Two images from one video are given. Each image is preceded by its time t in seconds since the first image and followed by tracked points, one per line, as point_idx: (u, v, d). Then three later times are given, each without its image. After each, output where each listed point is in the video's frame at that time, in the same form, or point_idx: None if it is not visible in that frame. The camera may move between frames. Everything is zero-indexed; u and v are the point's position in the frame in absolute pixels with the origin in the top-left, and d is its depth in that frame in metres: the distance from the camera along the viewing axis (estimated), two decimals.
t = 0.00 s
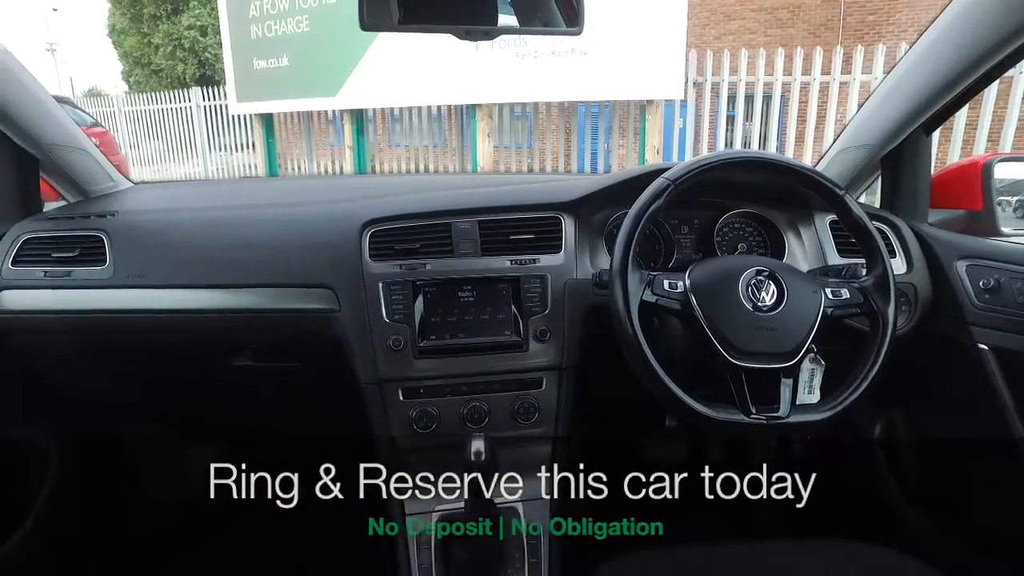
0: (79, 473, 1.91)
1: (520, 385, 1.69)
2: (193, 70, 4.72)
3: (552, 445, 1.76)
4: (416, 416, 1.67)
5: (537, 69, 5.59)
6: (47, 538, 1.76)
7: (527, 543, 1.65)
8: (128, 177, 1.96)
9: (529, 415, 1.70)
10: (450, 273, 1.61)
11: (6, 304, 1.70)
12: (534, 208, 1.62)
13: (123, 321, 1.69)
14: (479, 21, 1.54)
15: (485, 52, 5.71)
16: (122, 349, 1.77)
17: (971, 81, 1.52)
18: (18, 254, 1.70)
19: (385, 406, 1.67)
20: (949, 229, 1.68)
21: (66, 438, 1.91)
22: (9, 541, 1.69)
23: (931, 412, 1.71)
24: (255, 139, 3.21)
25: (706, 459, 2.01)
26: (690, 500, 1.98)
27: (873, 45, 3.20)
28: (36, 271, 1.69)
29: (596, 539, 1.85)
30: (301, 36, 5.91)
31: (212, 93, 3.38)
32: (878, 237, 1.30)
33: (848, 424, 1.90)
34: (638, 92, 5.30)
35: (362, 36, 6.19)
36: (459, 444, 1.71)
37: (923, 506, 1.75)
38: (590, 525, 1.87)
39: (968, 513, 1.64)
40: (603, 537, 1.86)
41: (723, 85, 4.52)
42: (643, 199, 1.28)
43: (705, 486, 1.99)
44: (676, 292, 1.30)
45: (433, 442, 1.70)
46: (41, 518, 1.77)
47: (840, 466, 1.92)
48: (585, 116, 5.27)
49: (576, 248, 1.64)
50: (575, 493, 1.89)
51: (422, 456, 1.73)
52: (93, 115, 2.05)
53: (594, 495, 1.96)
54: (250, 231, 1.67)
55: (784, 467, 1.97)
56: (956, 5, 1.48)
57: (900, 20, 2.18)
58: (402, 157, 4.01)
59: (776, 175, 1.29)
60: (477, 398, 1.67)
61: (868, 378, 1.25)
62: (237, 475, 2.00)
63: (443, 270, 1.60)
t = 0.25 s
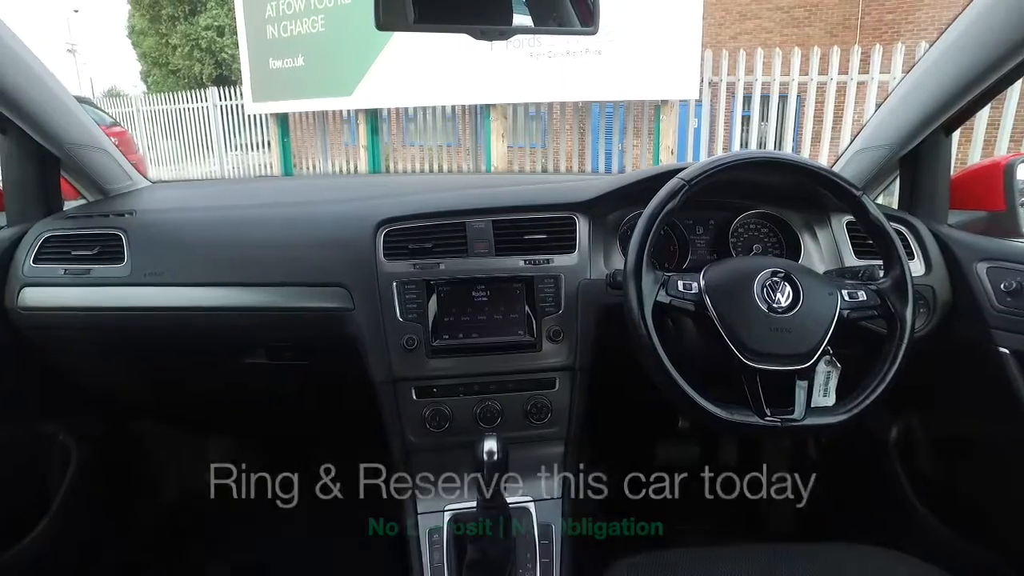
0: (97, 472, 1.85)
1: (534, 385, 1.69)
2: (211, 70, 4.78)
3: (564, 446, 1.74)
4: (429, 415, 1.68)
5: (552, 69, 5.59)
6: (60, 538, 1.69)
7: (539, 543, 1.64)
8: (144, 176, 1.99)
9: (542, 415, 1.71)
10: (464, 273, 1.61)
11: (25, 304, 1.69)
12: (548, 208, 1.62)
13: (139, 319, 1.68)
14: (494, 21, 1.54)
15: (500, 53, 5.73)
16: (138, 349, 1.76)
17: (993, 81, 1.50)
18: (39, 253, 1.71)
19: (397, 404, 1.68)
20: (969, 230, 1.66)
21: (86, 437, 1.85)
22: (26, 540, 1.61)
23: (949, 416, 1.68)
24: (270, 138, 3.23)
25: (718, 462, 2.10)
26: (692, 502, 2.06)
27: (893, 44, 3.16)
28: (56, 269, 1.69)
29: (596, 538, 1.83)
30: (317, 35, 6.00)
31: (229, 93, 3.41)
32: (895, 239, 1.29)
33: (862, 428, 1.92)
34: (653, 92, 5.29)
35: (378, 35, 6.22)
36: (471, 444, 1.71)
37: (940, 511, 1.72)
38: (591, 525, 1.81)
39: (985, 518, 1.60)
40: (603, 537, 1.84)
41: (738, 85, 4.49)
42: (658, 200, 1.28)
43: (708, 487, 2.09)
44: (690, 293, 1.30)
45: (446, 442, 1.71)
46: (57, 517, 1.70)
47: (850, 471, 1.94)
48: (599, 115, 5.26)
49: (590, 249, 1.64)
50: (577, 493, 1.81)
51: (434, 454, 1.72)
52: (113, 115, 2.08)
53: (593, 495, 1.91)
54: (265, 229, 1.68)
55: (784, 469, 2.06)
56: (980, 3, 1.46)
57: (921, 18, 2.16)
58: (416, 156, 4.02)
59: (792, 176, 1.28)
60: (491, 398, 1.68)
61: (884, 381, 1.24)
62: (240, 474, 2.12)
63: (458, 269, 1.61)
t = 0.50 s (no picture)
0: (115, 467, 1.89)
1: (547, 385, 1.69)
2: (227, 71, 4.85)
3: (576, 447, 1.73)
4: (442, 414, 1.69)
5: (566, 69, 5.58)
6: (81, 531, 1.77)
7: (552, 543, 1.63)
8: (162, 175, 2.01)
9: (554, 415, 1.71)
10: (478, 273, 1.61)
11: (45, 301, 1.70)
12: (561, 208, 1.62)
13: (154, 317, 1.69)
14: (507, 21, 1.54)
15: (514, 53, 5.69)
16: (155, 348, 1.77)
17: (1015, 81, 1.47)
18: (59, 251, 1.72)
19: (411, 403, 1.68)
20: (990, 232, 1.64)
21: (104, 432, 1.89)
22: (48, 531, 1.70)
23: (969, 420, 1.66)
24: (285, 138, 3.25)
25: (733, 464, 2.10)
26: (705, 503, 2.07)
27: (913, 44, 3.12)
28: (75, 267, 1.70)
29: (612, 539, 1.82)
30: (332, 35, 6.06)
31: (246, 93, 3.44)
32: (913, 240, 1.27)
33: (878, 431, 1.88)
34: (668, 92, 5.26)
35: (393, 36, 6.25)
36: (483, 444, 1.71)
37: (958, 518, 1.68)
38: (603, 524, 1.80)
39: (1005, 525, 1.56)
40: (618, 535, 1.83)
41: (754, 84, 4.46)
42: (672, 200, 1.27)
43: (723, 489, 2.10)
44: (705, 294, 1.29)
45: (458, 441, 1.71)
46: (77, 510, 1.77)
47: (869, 474, 1.91)
48: (613, 116, 5.25)
49: (604, 249, 1.63)
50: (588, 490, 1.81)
51: (446, 454, 1.72)
52: (131, 115, 2.10)
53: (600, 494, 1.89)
54: (280, 228, 1.69)
55: (800, 472, 2.06)
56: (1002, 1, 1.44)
57: (940, 17, 2.13)
58: (430, 156, 4.03)
59: (808, 177, 1.27)
60: (503, 398, 1.69)
61: (901, 384, 1.23)
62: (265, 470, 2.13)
63: (471, 269, 1.61)
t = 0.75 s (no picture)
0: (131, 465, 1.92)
1: (560, 385, 1.69)
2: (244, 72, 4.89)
3: (589, 448, 1.73)
4: (455, 414, 1.69)
5: (581, 69, 5.57)
6: (94, 529, 1.79)
7: (564, 544, 1.64)
8: (179, 174, 2.03)
9: (567, 416, 1.71)
10: (491, 273, 1.61)
11: (65, 298, 1.72)
12: (575, 209, 1.62)
13: (170, 314, 1.71)
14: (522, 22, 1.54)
15: (529, 53, 5.69)
16: (172, 345, 1.79)
17: None
18: (78, 249, 1.74)
19: (424, 403, 1.69)
20: (1010, 234, 1.61)
21: (123, 429, 1.92)
22: (60, 530, 1.72)
23: (987, 425, 1.63)
24: (300, 138, 3.28)
25: (745, 466, 2.10)
26: (718, 506, 2.06)
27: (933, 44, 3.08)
28: (94, 265, 1.73)
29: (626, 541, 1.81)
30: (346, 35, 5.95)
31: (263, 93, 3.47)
32: (932, 242, 1.26)
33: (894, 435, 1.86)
34: (683, 93, 5.24)
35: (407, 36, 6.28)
36: (495, 443, 1.72)
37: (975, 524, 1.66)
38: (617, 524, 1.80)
39: None
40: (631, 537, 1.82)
41: (770, 85, 4.42)
42: (687, 201, 1.27)
43: (735, 491, 2.09)
44: (719, 295, 1.28)
45: (470, 441, 1.71)
46: (91, 509, 1.79)
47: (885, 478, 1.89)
48: (627, 116, 5.24)
49: (618, 249, 1.63)
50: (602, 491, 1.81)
51: (458, 453, 1.72)
52: (149, 115, 2.12)
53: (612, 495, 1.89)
54: (295, 227, 1.70)
55: (815, 476, 2.04)
56: None
57: (960, 18, 2.11)
58: (444, 157, 4.04)
59: (824, 178, 1.26)
60: (517, 398, 1.69)
61: (918, 387, 1.21)
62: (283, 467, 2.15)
63: (485, 269, 1.61)
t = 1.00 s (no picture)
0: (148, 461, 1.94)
1: (573, 385, 1.69)
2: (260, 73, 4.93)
3: (602, 448, 1.73)
4: (468, 413, 1.70)
5: (595, 69, 5.56)
6: (110, 525, 1.81)
7: (575, 544, 1.63)
8: (195, 174, 2.05)
9: (580, 416, 1.71)
10: (505, 273, 1.62)
11: (84, 295, 1.74)
12: (589, 209, 1.62)
13: (186, 312, 1.72)
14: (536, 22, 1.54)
15: (543, 53, 5.70)
16: (188, 342, 1.80)
17: None
18: (98, 247, 1.77)
19: (437, 402, 1.69)
20: None
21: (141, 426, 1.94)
22: (77, 525, 1.74)
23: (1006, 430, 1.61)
24: (315, 137, 3.30)
25: (758, 468, 2.08)
26: (730, 508, 2.05)
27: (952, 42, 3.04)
28: (113, 262, 1.75)
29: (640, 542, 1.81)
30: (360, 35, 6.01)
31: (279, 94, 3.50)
32: (950, 244, 1.24)
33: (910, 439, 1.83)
34: (697, 92, 5.22)
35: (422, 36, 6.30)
36: (507, 443, 1.72)
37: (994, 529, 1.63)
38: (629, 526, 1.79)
39: None
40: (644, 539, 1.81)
41: (785, 85, 4.38)
42: (701, 201, 1.26)
43: (748, 492, 2.07)
44: (734, 296, 1.28)
45: (482, 440, 1.72)
46: (107, 505, 1.81)
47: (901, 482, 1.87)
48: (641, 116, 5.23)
49: (632, 250, 1.63)
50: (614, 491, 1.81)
51: (470, 452, 1.72)
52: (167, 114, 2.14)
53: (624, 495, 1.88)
54: (309, 226, 1.71)
55: (829, 479, 2.01)
56: None
57: (980, 17, 2.08)
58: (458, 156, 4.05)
59: (840, 179, 1.25)
60: (529, 398, 1.69)
61: (935, 391, 1.20)
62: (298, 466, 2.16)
63: (499, 269, 1.62)
